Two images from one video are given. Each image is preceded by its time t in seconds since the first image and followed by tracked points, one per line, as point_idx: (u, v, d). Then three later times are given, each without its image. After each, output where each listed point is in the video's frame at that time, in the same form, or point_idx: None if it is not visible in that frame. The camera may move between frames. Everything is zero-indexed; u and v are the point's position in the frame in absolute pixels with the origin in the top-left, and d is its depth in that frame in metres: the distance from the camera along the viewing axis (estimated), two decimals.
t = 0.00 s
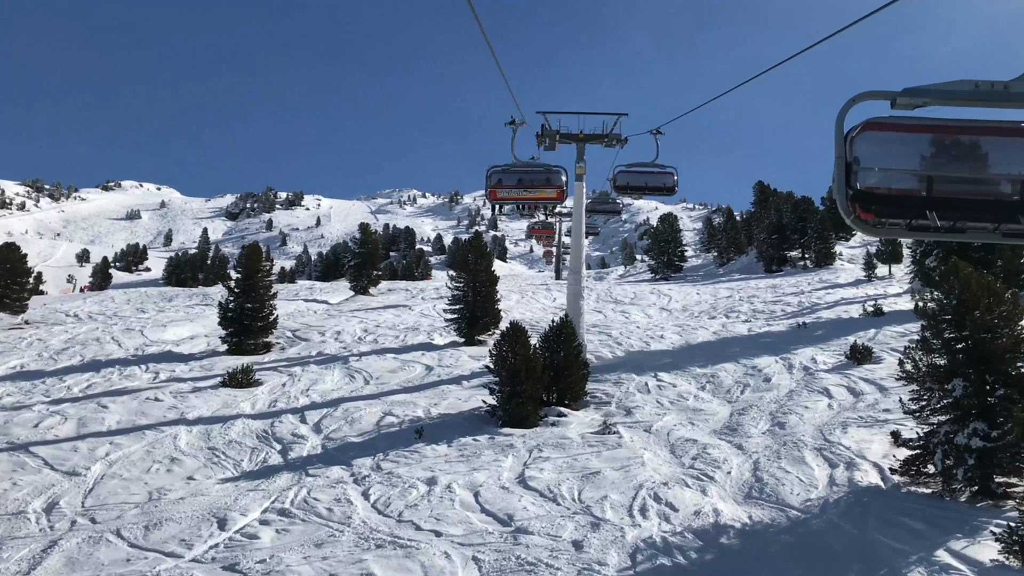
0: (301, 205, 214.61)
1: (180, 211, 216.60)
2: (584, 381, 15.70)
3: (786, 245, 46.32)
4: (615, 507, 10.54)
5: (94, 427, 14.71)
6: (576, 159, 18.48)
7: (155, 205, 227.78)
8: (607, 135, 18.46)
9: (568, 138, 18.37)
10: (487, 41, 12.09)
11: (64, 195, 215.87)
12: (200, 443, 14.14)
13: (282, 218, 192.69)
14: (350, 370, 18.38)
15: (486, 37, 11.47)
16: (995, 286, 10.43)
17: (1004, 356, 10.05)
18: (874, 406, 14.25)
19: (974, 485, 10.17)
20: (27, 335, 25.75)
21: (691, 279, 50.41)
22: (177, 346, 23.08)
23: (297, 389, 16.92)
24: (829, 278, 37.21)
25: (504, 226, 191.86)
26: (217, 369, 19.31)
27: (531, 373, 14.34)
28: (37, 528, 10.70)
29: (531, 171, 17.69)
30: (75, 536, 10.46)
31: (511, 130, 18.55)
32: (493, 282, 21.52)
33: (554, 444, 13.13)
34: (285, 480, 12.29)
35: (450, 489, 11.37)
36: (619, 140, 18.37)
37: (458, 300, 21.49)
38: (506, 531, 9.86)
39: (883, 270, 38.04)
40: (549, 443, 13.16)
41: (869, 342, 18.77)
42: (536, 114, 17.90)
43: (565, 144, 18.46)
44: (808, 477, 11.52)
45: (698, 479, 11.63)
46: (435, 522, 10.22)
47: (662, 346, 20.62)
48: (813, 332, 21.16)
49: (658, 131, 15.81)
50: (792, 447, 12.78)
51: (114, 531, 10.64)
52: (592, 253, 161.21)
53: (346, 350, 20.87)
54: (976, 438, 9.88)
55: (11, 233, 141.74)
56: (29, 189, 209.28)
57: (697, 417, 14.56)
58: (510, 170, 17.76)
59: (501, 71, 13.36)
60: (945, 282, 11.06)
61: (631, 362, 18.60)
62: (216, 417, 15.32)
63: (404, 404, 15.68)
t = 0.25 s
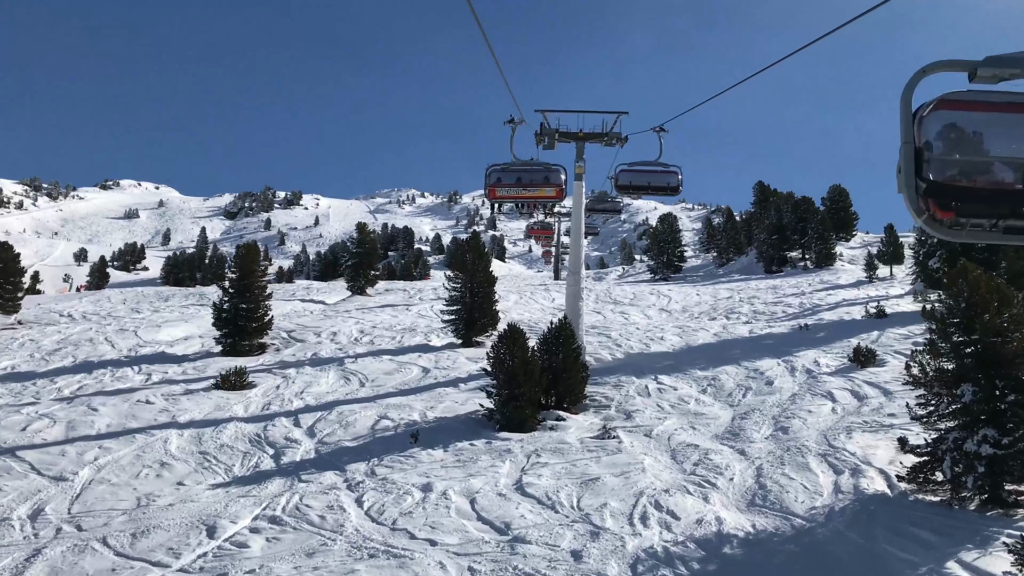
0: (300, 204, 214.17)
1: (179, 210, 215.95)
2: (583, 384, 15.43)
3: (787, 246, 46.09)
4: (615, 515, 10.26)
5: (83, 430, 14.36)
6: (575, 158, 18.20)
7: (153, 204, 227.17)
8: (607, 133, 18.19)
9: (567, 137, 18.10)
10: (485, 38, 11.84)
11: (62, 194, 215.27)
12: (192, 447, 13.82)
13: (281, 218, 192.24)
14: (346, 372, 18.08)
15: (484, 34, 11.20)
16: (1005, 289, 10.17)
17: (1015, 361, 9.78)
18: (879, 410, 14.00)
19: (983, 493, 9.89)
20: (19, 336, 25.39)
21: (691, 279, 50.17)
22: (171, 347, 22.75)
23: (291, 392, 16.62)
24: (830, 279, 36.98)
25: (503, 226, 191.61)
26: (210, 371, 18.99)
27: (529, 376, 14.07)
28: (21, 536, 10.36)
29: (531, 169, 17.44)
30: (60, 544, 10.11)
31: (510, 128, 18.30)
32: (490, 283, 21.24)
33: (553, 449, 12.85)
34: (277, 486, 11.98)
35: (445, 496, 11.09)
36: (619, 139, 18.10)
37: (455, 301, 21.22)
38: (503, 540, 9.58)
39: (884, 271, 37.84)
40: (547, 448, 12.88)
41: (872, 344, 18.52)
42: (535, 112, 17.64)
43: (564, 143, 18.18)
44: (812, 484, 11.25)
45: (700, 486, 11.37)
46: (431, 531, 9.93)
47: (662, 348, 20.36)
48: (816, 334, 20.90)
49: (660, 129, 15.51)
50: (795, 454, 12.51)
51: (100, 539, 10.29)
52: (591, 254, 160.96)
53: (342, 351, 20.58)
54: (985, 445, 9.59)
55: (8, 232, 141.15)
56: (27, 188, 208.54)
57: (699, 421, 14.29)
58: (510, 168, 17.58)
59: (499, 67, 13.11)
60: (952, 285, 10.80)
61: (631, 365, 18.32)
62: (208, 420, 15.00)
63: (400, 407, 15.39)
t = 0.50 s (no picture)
0: (299, 203, 213.66)
1: (177, 209, 215.29)
2: (583, 387, 15.08)
3: (788, 246, 45.77)
4: (616, 525, 9.92)
5: (70, 434, 13.93)
6: (575, 156, 17.85)
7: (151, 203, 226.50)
8: (607, 132, 17.86)
9: (567, 135, 17.75)
10: (483, 32, 11.49)
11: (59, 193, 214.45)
12: (181, 452, 13.44)
13: (279, 216, 191.73)
14: (340, 374, 17.73)
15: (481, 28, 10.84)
16: (1019, 292, 9.80)
17: None
18: (885, 416, 13.68)
19: (997, 503, 9.54)
20: (10, 336, 24.95)
21: (691, 279, 49.85)
22: (164, 349, 22.36)
23: (284, 395, 16.26)
24: (831, 279, 36.64)
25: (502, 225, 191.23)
26: (203, 373, 18.61)
27: (527, 380, 13.73)
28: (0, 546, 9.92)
29: (530, 167, 17.10)
30: (41, 555, 9.66)
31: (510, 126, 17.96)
32: (488, 283, 20.89)
33: (552, 455, 12.53)
34: (268, 494, 11.62)
35: (441, 504, 10.74)
36: (620, 138, 17.76)
37: (452, 302, 20.87)
38: (500, 551, 9.23)
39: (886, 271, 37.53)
40: (546, 454, 12.54)
41: (876, 346, 18.21)
42: (534, 109, 17.29)
43: (564, 141, 17.85)
44: (819, 493, 10.92)
45: (703, 494, 11.04)
46: (425, 541, 9.57)
47: (663, 350, 20.02)
48: (819, 336, 20.57)
49: (664, 127, 15.15)
50: (801, 461, 12.17)
51: (84, 548, 9.84)
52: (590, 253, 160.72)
53: (338, 353, 20.22)
54: (999, 453, 9.23)
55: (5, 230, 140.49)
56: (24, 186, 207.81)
57: (701, 426, 13.97)
58: (510, 166, 17.26)
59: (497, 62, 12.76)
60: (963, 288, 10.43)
61: (632, 367, 17.98)
62: (198, 425, 14.62)
63: (395, 411, 15.05)
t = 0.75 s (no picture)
0: (298, 203, 213.26)
1: (176, 208, 214.82)
2: (583, 390, 14.77)
3: (790, 245, 45.45)
4: (618, 535, 9.63)
5: (60, 439, 13.59)
6: (575, 155, 17.55)
7: (150, 202, 226.04)
8: (608, 130, 17.55)
9: (567, 133, 17.44)
10: (480, 27, 11.20)
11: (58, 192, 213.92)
12: (173, 457, 13.13)
13: (279, 216, 191.31)
14: (337, 377, 17.44)
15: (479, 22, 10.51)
16: None
17: None
18: (892, 420, 13.38)
19: (1011, 513, 9.22)
20: (3, 338, 24.59)
21: (692, 279, 49.56)
22: (158, 350, 22.03)
23: (279, 398, 15.96)
24: (834, 279, 36.34)
25: (502, 225, 190.94)
26: (197, 375, 18.30)
27: (527, 383, 13.43)
28: None
29: (530, 165, 16.81)
30: (25, 565, 9.31)
31: (509, 124, 17.66)
32: (487, 284, 20.61)
33: (551, 460, 12.24)
34: (260, 501, 11.32)
35: (437, 512, 10.45)
36: (623, 136, 17.42)
37: (451, 303, 20.58)
38: (498, 562, 8.92)
39: (889, 271, 37.25)
40: (546, 459, 12.24)
41: (881, 348, 17.93)
42: (533, 107, 16.97)
43: (563, 140, 17.54)
44: (825, 501, 10.63)
45: (706, 501, 10.75)
46: (421, 551, 9.26)
47: (665, 351, 19.72)
48: (823, 337, 20.28)
49: (669, 125, 14.82)
50: (807, 467, 11.86)
51: (70, 559, 9.50)
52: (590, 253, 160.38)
53: (334, 354, 19.92)
54: (1012, 460, 8.89)
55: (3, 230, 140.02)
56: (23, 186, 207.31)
57: (704, 430, 13.68)
58: (509, 165, 16.97)
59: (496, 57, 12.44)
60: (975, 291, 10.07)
61: (633, 370, 17.68)
62: (191, 429, 14.29)
63: (392, 415, 14.76)
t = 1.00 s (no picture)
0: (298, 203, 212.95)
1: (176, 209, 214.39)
2: (584, 395, 14.44)
3: (791, 246, 45.11)
4: (620, 546, 9.28)
5: (48, 446, 13.21)
6: (575, 155, 17.24)
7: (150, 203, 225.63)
8: (609, 129, 17.24)
9: (566, 132, 17.13)
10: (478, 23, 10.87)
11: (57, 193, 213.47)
12: (164, 464, 12.78)
13: (278, 216, 190.96)
14: (333, 381, 17.10)
15: (478, 21, 10.23)
16: None
17: None
18: (901, 425, 13.05)
19: None
20: None
21: (692, 280, 49.23)
22: (152, 353, 21.68)
23: (274, 403, 15.63)
24: (836, 280, 35.99)
25: (502, 225, 190.67)
26: (191, 379, 17.95)
27: (527, 387, 13.13)
28: None
29: (530, 165, 16.49)
30: None
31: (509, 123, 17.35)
32: (487, 286, 20.29)
33: (552, 468, 11.91)
34: (252, 510, 10.97)
35: (434, 522, 10.10)
36: (625, 135, 17.08)
37: (449, 305, 20.26)
38: None
39: (892, 271, 36.93)
40: (546, 467, 11.92)
41: (887, 351, 17.60)
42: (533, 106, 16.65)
43: (564, 139, 17.22)
44: (835, 510, 10.29)
45: (711, 511, 10.41)
46: (417, 563, 8.89)
47: (667, 354, 19.40)
48: (827, 340, 19.95)
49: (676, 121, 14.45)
50: (815, 475, 11.52)
51: (53, 572, 9.11)
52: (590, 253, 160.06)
53: (331, 357, 19.58)
54: None
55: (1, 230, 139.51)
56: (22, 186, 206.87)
57: (708, 436, 13.36)
58: (509, 164, 16.65)
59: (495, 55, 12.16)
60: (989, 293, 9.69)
61: (635, 373, 17.36)
62: (183, 435, 13.94)
63: (389, 420, 14.43)
